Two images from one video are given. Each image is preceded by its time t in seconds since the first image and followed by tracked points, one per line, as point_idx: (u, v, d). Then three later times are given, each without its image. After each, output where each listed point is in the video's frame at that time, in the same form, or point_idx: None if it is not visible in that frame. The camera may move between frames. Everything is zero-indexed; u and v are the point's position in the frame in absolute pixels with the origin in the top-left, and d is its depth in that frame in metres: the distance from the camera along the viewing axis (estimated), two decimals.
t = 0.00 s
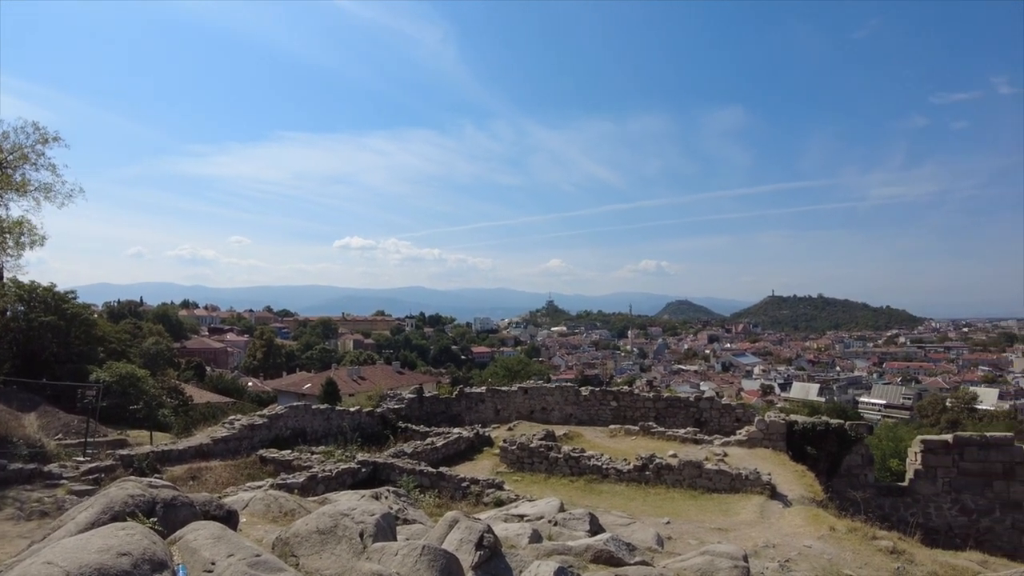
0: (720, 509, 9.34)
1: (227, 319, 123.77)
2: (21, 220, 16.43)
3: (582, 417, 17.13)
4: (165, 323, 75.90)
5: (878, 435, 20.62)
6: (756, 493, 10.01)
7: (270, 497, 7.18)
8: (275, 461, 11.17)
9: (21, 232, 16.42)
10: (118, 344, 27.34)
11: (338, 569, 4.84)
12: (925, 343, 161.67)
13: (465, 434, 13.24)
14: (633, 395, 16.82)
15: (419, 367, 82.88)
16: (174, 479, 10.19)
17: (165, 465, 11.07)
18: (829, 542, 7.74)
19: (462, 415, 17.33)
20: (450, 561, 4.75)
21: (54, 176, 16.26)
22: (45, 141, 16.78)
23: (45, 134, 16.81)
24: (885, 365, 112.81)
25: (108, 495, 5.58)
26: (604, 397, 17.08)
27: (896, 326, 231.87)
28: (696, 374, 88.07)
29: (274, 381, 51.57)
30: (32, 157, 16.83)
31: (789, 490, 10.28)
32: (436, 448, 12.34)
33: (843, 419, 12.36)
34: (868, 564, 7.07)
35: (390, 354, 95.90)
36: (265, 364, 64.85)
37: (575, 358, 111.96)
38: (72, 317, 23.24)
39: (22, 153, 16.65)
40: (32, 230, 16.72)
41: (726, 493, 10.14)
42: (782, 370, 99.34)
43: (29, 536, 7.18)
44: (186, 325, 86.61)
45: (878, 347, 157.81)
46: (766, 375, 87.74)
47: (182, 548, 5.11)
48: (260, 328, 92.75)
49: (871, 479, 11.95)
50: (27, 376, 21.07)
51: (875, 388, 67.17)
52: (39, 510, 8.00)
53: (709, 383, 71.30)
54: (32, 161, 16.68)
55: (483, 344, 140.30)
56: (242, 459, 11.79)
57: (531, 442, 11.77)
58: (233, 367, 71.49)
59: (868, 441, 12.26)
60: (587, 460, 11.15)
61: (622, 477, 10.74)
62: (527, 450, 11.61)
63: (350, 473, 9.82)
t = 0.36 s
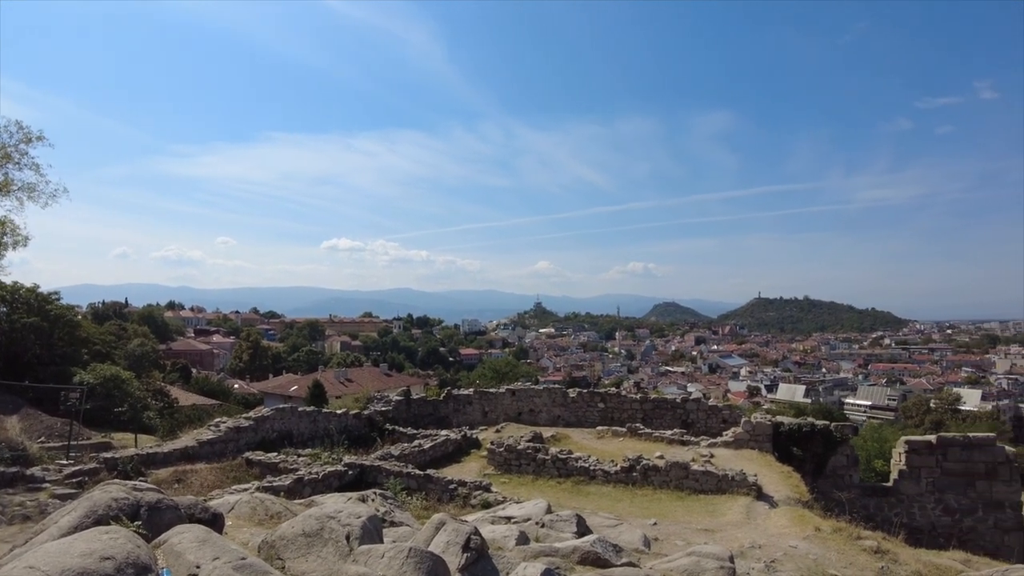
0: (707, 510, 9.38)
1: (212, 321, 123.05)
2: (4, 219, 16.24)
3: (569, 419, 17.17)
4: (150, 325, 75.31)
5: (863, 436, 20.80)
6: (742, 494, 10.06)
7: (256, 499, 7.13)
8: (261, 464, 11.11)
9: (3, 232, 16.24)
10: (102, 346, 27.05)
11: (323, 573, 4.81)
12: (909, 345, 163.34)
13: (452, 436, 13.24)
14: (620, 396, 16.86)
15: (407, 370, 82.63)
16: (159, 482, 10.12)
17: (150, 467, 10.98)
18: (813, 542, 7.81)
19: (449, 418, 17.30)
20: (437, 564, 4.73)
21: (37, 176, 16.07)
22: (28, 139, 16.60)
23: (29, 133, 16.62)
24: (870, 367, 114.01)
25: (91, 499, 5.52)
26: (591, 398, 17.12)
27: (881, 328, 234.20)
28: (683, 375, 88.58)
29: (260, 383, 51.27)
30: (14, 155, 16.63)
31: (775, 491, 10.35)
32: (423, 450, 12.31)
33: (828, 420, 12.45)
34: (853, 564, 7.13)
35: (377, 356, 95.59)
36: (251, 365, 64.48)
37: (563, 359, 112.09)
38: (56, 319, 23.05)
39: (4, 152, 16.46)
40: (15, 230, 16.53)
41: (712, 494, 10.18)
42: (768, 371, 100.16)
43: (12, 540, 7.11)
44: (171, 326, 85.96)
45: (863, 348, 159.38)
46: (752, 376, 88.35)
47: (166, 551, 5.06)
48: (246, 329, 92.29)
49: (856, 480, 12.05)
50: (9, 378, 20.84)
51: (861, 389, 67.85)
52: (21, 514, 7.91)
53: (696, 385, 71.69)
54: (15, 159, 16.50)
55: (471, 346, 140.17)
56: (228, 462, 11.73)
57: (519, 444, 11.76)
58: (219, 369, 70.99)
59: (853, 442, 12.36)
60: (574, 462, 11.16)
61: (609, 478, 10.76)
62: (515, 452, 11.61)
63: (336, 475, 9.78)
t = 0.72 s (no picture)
0: (687, 511, 9.46)
1: (191, 323, 121.72)
2: None
3: (550, 420, 17.23)
4: (127, 326, 74.34)
5: (841, 437, 21.09)
6: (722, 495, 10.14)
7: (235, 503, 7.07)
8: (240, 467, 11.03)
9: None
10: (78, 348, 26.61)
11: None
12: (885, 347, 165.82)
13: (433, 438, 13.21)
14: (601, 398, 16.93)
15: (388, 372, 82.40)
16: (135, 486, 9.99)
17: (126, 471, 10.84)
18: (793, 542, 7.89)
19: (430, 420, 17.24)
20: (417, 565, 4.73)
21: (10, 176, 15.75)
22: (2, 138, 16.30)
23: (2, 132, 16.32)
24: (848, 368, 115.84)
25: (66, 503, 5.43)
26: (572, 400, 17.18)
27: (859, 330, 237.67)
28: (663, 377, 89.21)
29: (239, 385, 50.84)
30: None
31: (755, 491, 10.45)
32: (403, 453, 12.27)
33: (806, 421, 12.59)
34: (830, 563, 7.22)
35: (357, 358, 95.20)
36: (230, 368, 63.91)
37: (545, 361, 112.34)
38: (31, 321, 22.75)
39: None
40: None
41: (692, 495, 10.26)
42: (747, 373, 101.40)
43: None
44: (148, 328, 84.87)
45: (841, 350, 161.84)
46: (732, 378, 89.34)
47: (143, 556, 4.99)
48: (225, 331, 91.44)
49: (833, 480, 12.19)
50: None
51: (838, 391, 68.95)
52: None
53: (676, 386, 72.42)
54: None
55: (452, 348, 140.01)
56: (206, 466, 11.62)
57: (499, 446, 11.77)
58: (197, 371, 70.23)
59: (830, 442, 12.52)
60: (556, 463, 11.19)
61: (590, 479, 10.80)
62: (496, 454, 11.60)
63: (316, 478, 9.72)
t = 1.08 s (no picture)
0: (662, 512, 9.54)
1: (163, 325, 119.84)
2: None
3: (527, 423, 17.26)
4: (97, 328, 72.98)
5: (813, 438, 21.43)
6: (697, 496, 10.25)
7: (208, 508, 6.98)
8: (213, 471, 10.87)
9: None
10: (46, 351, 26.04)
11: None
12: (857, 350, 169.17)
13: (409, 442, 13.17)
14: (577, 401, 17.01)
15: (364, 375, 81.85)
16: (105, 492, 9.81)
17: (95, 477, 10.64)
18: (766, 542, 8.00)
19: (407, 423, 17.19)
20: (393, 570, 4.71)
21: None
22: None
23: None
24: (822, 370, 117.92)
25: (33, 509, 5.32)
26: (549, 403, 17.25)
27: (832, 333, 241.85)
28: (640, 380, 89.98)
29: (211, 389, 50.13)
30: None
31: (729, 492, 10.58)
32: (379, 457, 12.21)
33: (780, 423, 12.76)
34: (802, 562, 7.33)
35: (333, 361, 94.48)
36: (203, 371, 63.07)
37: (522, 364, 112.37)
38: None
39: None
40: None
41: (667, 497, 10.35)
42: (722, 375, 102.83)
43: None
44: (119, 330, 83.38)
45: (814, 352, 164.45)
46: (707, 380, 90.54)
47: (113, 563, 4.90)
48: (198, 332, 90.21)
49: (806, 481, 12.36)
50: None
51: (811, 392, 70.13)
52: None
53: (652, 388, 73.02)
54: None
55: (429, 350, 139.62)
56: (179, 470, 11.46)
57: (476, 450, 11.77)
58: (169, 375, 69.23)
59: (803, 444, 12.68)
60: (532, 466, 11.21)
61: (567, 482, 10.84)
62: (473, 457, 11.61)
63: (291, 482, 9.64)
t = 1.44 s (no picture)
0: (642, 514, 9.59)
1: (138, 327, 118.12)
2: None
3: (507, 425, 17.25)
4: (70, 330, 71.76)
5: (789, 439, 21.73)
6: (676, 497, 10.33)
7: (184, 512, 6.91)
8: (190, 475, 10.76)
9: None
10: (17, 352, 25.55)
11: None
12: (834, 352, 172.06)
13: (388, 445, 13.12)
14: (557, 403, 17.05)
15: (342, 378, 81.33)
16: (78, 496, 9.65)
17: (67, 481, 10.47)
18: (744, 543, 8.09)
19: (385, 427, 17.11)
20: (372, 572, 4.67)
21: None
22: None
23: None
24: (798, 372, 119.72)
25: (5, 516, 5.23)
26: (528, 405, 17.26)
27: (809, 336, 244.93)
28: (619, 382, 90.59)
29: (186, 391, 49.52)
30: None
31: (708, 494, 10.67)
32: (358, 460, 12.15)
33: (757, 425, 12.90)
34: (779, 563, 7.42)
35: (311, 363, 93.79)
36: (179, 374, 62.30)
37: (502, 367, 112.29)
38: None
39: None
40: None
41: (646, 498, 10.41)
42: (700, 377, 103.94)
43: None
44: (93, 332, 82.00)
45: (791, 355, 166.83)
46: (685, 382, 91.51)
47: (86, 569, 4.83)
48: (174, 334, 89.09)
49: (783, 482, 12.50)
50: None
51: (788, 394, 71.15)
52: None
53: (632, 390, 73.62)
54: None
55: (409, 353, 139.20)
56: (154, 474, 11.31)
57: (456, 452, 11.76)
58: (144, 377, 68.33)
59: (780, 445, 12.82)
60: (511, 469, 11.22)
61: (546, 484, 10.86)
62: (452, 460, 11.59)
63: (269, 486, 9.56)
